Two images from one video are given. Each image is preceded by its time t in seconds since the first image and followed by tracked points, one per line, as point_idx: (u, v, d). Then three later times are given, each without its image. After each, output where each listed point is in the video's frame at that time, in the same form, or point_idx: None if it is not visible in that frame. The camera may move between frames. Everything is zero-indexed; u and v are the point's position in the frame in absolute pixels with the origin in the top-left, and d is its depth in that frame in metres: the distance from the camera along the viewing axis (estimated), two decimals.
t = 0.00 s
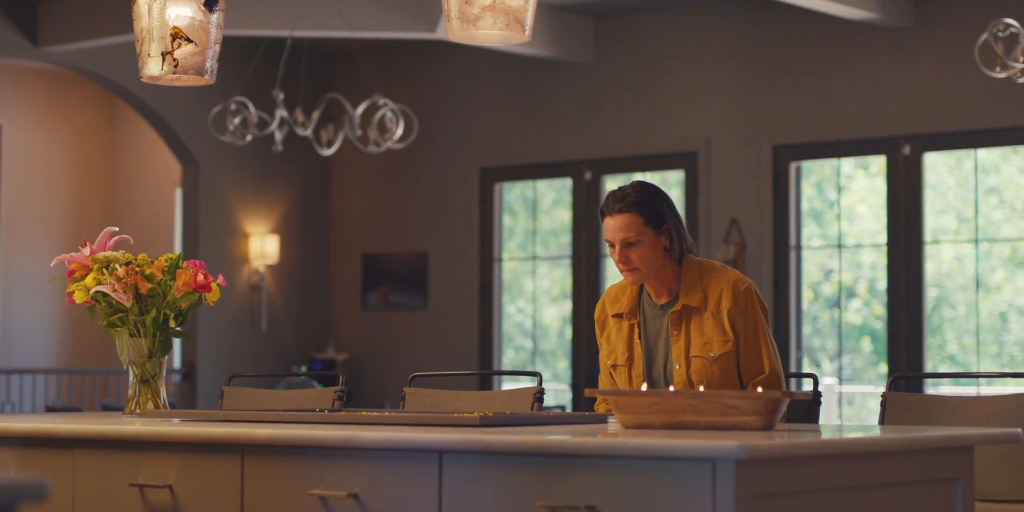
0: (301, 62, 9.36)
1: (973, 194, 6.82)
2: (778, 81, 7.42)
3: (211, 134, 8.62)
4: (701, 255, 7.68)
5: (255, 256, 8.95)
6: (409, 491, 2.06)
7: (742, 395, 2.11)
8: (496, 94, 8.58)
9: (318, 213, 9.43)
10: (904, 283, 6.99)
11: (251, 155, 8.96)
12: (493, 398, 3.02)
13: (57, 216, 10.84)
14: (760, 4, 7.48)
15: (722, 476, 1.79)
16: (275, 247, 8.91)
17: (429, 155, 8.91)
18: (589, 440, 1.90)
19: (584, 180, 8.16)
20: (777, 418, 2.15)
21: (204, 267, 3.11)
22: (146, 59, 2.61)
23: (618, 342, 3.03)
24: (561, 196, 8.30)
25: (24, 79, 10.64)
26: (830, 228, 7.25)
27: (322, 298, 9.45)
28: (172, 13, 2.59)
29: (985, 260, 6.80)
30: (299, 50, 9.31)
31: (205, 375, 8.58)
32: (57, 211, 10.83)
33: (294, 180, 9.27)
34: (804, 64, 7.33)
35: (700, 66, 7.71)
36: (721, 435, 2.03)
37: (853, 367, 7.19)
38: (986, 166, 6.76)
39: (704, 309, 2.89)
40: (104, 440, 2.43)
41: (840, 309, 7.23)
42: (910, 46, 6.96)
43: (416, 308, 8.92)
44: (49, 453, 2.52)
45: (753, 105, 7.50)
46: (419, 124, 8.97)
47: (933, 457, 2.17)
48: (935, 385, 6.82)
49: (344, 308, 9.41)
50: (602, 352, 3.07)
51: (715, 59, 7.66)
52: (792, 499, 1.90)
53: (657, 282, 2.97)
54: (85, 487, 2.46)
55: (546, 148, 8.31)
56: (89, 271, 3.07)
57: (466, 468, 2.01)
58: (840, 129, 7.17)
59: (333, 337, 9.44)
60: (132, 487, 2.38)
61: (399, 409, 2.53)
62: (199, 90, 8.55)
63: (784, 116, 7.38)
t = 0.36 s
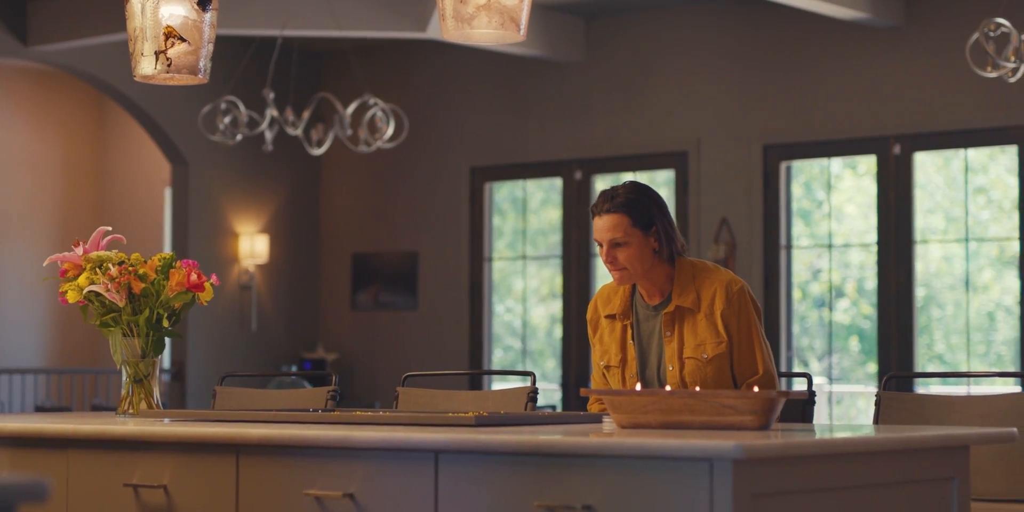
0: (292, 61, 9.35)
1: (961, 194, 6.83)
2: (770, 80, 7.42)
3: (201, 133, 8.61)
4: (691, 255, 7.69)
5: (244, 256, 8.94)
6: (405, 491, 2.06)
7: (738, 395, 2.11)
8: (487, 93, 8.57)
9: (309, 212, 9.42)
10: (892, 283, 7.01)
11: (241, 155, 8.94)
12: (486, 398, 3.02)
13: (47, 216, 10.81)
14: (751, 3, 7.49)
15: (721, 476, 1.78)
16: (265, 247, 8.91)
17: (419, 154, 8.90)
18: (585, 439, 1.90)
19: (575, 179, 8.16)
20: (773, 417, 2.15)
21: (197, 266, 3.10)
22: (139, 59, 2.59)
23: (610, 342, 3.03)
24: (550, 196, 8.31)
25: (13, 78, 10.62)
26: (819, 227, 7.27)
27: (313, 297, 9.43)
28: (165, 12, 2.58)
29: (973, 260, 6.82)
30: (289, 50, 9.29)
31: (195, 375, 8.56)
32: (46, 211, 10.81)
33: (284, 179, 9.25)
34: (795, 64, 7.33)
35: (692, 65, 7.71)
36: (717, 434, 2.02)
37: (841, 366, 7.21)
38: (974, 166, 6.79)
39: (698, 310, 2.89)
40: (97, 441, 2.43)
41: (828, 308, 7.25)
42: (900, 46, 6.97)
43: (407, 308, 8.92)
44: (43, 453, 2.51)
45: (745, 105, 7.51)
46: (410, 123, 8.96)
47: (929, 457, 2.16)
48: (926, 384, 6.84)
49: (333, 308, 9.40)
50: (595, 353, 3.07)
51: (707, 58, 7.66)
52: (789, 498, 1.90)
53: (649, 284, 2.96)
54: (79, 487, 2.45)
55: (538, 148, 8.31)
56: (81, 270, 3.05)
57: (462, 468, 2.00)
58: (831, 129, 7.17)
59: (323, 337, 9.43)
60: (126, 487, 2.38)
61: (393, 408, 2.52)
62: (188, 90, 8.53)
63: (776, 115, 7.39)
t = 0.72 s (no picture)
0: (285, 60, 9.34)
1: (952, 193, 6.84)
2: (764, 80, 7.42)
3: (194, 133, 8.61)
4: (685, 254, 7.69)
5: (237, 255, 8.92)
6: (405, 491, 2.05)
7: (737, 395, 2.11)
8: (481, 93, 8.56)
9: (301, 212, 9.40)
10: (884, 283, 7.02)
11: (233, 154, 8.93)
12: (483, 398, 3.02)
13: (39, 215, 10.80)
14: (745, 3, 7.49)
15: (721, 475, 1.79)
16: (257, 247, 8.90)
17: (413, 153, 8.89)
18: (585, 439, 1.90)
19: (568, 178, 8.17)
20: (773, 417, 2.15)
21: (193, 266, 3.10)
22: (136, 58, 2.59)
23: (607, 342, 3.04)
24: (540, 196, 8.33)
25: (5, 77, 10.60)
26: (810, 227, 7.28)
27: (305, 297, 9.42)
28: (161, 11, 2.57)
29: (964, 260, 6.83)
30: (282, 49, 9.28)
31: (187, 375, 8.56)
32: (39, 210, 10.80)
33: (276, 179, 9.24)
34: (789, 64, 7.34)
35: (687, 65, 7.71)
36: (716, 434, 2.02)
37: (832, 366, 7.22)
38: (964, 165, 6.79)
39: (695, 310, 2.88)
40: (94, 441, 2.42)
41: (819, 308, 7.26)
42: (893, 46, 6.98)
43: (399, 307, 8.91)
44: (40, 453, 2.51)
45: (739, 104, 7.50)
46: (404, 122, 8.95)
47: (929, 457, 2.16)
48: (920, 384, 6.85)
49: (326, 308, 9.38)
50: (592, 353, 3.07)
51: (701, 58, 7.66)
52: (789, 498, 1.90)
53: (645, 283, 2.97)
54: (75, 487, 2.45)
55: (531, 147, 8.30)
56: (77, 270, 3.04)
57: (461, 468, 2.00)
58: (825, 129, 7.17)
59: (316, 336, 9.41)
60: (123, 487, 2.37)
61: (389, 408, 2.52)
62: (181, 89, 8.53)
63: (769, 115, 7.39)
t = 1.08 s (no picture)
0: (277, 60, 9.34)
1: (941, 193, 6.87)
2: (757, 79, 7.42)
3: (186, 132, 8.61)
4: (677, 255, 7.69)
5: (228, 255, 8.92)
6: (404, 491, 2.05)
7: (734, 394, 2.09)
8: (474, 92, 8.55)
9: (293, 212, 9.39)
10: (874, 283, 7.04)
11: (224, 153, 8.93)
12: (479, 397, 3.01)
13: (31, 215, 10.78)
14: (738, 3, 7.50)
15: (721, 475, 1.78)
16: (248, 247, 8.90)
17: (405, 152, 8.88)
18: (583, 438, 1.90)
19: (559, 178, 8.17)
20: (770, 417, 2.14)
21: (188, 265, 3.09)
22: (130, 56, 2.58)
23: (609, 336, 3.03)
24: (529, 195, 8.34)
25: None
26: (800, 227, 7.30)
27: (296, 297, 9.40)
28: (156, 10, 2.56)
29: (954, 259, 6.85)
30: (274, 49, 9.27)
31: (179, 374, 8.55)
32: (30, 210, 10.78)
33: (267, 179, 9.23)
34: (781, 63, 7.34)
35: (680, 65, 7.71)
36: (715, 433, 2.01)
37: (821, 366, 7.24)
38: (954, 165, 6.81)
39: (698, 305, 2.89)
40: (90, 441, 2.42)
41: (809, 307, 7.29)
42: (886, 45, 6.99)
43: (390, 307, 8.90)
44: (36, 452, 2.50)
45: (732, 104, 7.50)
46: (396, 122, 8.94)
47: (924, 457, 2.15)
48: (913, 383, 6.87)
49: (317, 307, 9.37)
50: (594, 347, 3.07)
51: (694, 57, 7.66)
52: (789, 498, 1.90)
53: (648, 278, 2.98)
54: (72, 487, 2.44)
55: (523, 146, 8.30)
56: (72, 270, 3.05)
57: (460, 468, 2.00)
58: (817, 128, 7.18)
59: (307, 336, 9.40)
60: (120, 486, 2.36)
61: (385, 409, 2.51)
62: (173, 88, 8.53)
63: (762, 114, 7.39)
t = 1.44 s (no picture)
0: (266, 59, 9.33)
1: (927, 192, 6.89)
2: (749, 79, 7.42)
3: (175, 131, 8.60)
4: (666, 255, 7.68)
5: (216, 254, 8.91)
6: (399, 491, 1.99)
7: (728, 393, 2.03)
8: (465, 91, 8.54)
9: (282, 211, 9.38)
10: (861, 283, 7.06)
11: (212, 152, 8.92)
12: (472, 397, 3.00)
13: (19, 215, 10.76)
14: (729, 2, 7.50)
15: (717, 475, 1.72)
16: (236, 246, 8.89)
17: (395, 151, 8.87)
18: (580, 437, 1.84)
19: (548, 177, 8.18)
20: (765, 416, 2.07)
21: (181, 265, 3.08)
22: (123, 55, 2.57)
23: (618, 327, 3.01)
24: (516, 195, 8.34)
25: None
26: (787, 227, 7.32)
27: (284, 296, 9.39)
28: (149, 9, 2.55)
29: (940, 258, 6.87)
30: (263, 48, 9.27)
31: (166, 373, 8.53)
32: (19, 210, 10.76)
33: (256, 178, 9.22)
34: (772, 63, 7.35)
35: (672, 64, 7.70)
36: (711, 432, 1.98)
37: (808, 365, 7.27)
38: (941, 165, 6.83)
39: (707, 299, 2.90)
40: (83, 441, 2.37)
41: (796, 307, 7.31)
42: (877, 45, 7.00)
43: (379, 307, 8.90)
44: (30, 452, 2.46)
45: (723, 103, 7.50)
46: (386, 121, 8.93)
47: (920, 455, 2.13)
48: (902, 383, 6.89)
49: (305, 307, 9.35)
50: (600, 338, 3.05)
51: (685, 56, 7.66)
52: (789, 498, 1.84)
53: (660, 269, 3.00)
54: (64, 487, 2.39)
55: (513, 146, 8.29)
56: (64, 269, 3.03)
57: (456, 468, 1.94)
58: (807, 127, 7.18)
59: (295, 336, 9.39)
60: (113, 487, 2.32)
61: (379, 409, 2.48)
62: (160, 87, 8.52)
63: (753, 114, 7.39)
